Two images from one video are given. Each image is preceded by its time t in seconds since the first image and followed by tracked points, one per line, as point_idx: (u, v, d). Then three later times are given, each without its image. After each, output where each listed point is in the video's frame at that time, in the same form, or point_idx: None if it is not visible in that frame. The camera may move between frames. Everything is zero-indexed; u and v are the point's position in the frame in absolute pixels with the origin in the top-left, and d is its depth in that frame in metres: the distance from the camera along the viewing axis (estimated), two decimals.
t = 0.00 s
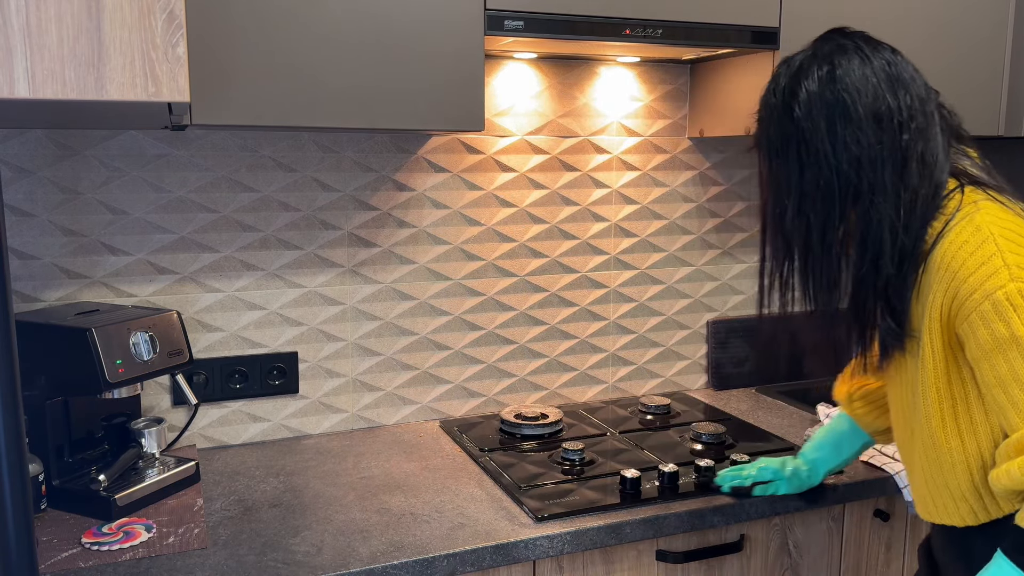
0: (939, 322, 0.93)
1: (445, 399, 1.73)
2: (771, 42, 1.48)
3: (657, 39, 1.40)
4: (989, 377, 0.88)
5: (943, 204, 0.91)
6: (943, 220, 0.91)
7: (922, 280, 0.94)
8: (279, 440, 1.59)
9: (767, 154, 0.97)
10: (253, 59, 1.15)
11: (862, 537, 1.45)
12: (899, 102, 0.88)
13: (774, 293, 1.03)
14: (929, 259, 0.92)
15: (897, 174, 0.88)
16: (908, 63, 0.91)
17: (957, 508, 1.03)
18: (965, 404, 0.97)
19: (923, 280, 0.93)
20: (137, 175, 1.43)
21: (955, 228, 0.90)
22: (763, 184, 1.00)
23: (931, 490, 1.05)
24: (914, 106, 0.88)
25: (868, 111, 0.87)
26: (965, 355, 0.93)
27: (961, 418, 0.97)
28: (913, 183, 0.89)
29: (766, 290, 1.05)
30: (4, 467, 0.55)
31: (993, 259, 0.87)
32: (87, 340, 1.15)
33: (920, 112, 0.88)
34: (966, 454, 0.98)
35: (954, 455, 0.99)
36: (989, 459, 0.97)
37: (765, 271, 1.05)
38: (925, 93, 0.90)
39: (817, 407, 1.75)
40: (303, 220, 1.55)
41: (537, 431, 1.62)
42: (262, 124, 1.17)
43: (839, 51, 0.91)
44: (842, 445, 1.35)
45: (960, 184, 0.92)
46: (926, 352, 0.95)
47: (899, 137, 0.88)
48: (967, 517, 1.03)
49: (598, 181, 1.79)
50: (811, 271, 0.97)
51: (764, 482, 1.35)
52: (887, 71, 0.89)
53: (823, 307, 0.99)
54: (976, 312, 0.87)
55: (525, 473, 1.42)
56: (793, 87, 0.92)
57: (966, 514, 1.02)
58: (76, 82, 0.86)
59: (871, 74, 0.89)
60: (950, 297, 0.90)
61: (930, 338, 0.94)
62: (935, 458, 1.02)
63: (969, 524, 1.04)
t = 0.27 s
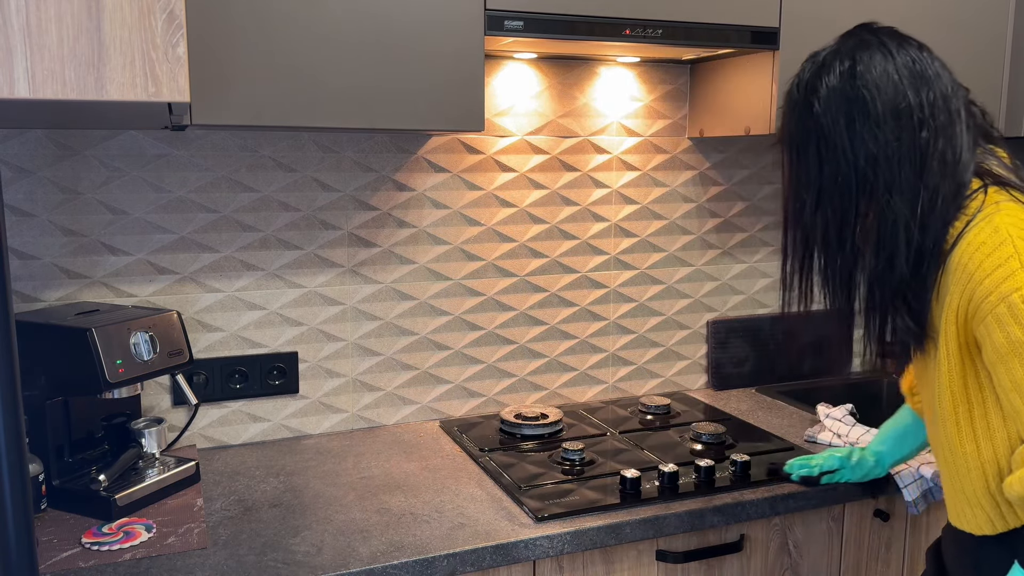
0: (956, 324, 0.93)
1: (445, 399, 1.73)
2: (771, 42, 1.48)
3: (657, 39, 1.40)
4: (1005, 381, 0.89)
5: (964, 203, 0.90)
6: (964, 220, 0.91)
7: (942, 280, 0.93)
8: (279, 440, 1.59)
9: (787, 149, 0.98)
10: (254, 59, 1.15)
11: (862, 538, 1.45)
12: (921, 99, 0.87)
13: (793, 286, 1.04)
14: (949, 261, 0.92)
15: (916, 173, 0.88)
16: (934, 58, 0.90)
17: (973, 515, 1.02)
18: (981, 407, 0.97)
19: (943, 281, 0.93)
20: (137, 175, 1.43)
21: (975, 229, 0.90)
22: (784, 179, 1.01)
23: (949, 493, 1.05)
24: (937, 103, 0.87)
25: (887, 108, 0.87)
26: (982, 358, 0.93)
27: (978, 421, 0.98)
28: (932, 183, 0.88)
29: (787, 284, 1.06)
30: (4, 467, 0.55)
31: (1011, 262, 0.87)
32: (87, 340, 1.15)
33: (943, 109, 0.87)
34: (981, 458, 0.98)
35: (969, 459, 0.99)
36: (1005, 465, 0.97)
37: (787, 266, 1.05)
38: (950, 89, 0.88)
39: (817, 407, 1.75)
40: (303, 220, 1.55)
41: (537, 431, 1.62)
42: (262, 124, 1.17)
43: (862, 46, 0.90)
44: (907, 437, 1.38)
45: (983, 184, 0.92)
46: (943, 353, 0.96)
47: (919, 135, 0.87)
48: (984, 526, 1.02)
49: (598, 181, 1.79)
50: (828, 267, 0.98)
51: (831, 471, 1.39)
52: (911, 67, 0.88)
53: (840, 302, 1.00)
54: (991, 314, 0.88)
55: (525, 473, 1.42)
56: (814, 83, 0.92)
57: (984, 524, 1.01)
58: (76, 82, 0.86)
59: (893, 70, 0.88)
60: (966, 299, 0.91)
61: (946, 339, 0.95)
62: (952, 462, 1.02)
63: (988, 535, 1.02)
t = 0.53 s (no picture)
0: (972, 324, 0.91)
1: (445, 399, 1.73)
2: (771, 42, 1.48)
3: (657, 39, 1.40)
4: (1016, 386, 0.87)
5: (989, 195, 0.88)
6: (990, 217, 0.88)
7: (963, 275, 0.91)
8: (279, 440, 1.59)
9: (813, 130, 0.98)
10: (254, 58, 1.15)
11: (862, 538, 1.45)
12: (951, 84, 0.86)
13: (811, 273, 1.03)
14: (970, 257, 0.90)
15: (939, 159, 0.87)
16: (969, 44, 0.89)
17: (977, 515, 1.02)
18: (994, 411, 0.95)
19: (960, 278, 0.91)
20: (137, 175, 1.43)
21: (998, 227, 0.88)
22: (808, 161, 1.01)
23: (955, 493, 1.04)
24: (968, 88, 0.86)
25: (914, 90, 0.86)
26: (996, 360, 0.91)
27: (990, 424, 0.96)
28: (955, 171, 0.87)
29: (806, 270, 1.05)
30: (4, 467, 0.55)
31: None
32: (87, 340, 1.15)
33: (973, 95, 0.86)
34: (989, 461, 0.97)
35: (976, 460, 0.98)
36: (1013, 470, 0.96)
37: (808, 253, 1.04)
38: (983, 76, 0.87)
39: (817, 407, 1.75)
40: (303, 220, 1.55)
41: (537, 431, 1.62)
42: (262, 123, 1.16)
43: (895, 28, 0.90)
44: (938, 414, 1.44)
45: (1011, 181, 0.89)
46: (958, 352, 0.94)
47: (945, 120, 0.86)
48: (987, 526, 1.02)
49: (598, 181, 1.79)
50: (846, 252, 0.97)
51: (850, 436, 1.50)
52: (944, 50, 0.87)
53: (857, 289, 0.99)
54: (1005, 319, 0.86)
55: (525, 473, 1.42)
56: (842, 63, 0.92)
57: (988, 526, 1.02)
58: (76, 82, 0.86)
59: (924, 53, 0.87)
60: (984, 300, 0.89)
61: (961, 339, 0.93)
62: (960, 461, 1.01)
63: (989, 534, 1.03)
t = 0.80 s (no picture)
0: (975, 318, 0.89)
1: (444, 399, 1.73)
2: (771, 42, 1.48)
3: (657, 39, 1.40)
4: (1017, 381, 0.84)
5: (1002, 190, 0.88)
6: (999, 210, 0.87)
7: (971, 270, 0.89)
8: (279, 440, 1.59)
9: (832, 119, 0.98)
10: (254, 58, 1.15)
11: (862, 538, 1.45)
12: (967, 76, 0.86)
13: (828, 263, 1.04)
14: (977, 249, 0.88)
15: (951, 151, 0.87)
16: (989, 39, 0.88)
17: (973, 519, 0.99)
18: (996, 409, 0.93)
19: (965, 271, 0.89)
20: (137, 175, 1.43)
21: (1006, 221, 0.86)
22: (827, 151, 1.01)
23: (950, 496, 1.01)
24: (984, 82, 0.86)
25: (929, 81, 0.86)
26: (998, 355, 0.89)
27: (992, 423, 0.94)
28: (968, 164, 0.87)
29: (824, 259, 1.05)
30: (5, 467, 0.55)
31: None
32: (87, 340, 1.15)
33: (989, 89, 0.86)
34: (989, 459, 0.94)
35: (976, 459, 0.95)
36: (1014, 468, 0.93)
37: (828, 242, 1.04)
38: (1001, 71, 0.87)
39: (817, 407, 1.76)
40: (303, 220, 1.55)
41: (537, 431, 1.62)
42: (262, 123, 1.16)
43: (914, 19, 0.90)
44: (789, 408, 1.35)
45: None
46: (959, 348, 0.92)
47: (959, 111, 0.86)
48: (983, 530, 0.99)
49: (598, 181, 1.79)
50: (861, 242, 0.98)
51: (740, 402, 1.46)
52: (961, 43, 0.87)
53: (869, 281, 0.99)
54: (1008, 311, 0.84)
55: (525, 473, 1.42)
56: (861, 52, 0.92)
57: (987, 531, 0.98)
58: (76, 82, 0.86)
59: (941, 45, 0.87)
60: (988, 292, 0.86)
61: (964, 334, 0.91)
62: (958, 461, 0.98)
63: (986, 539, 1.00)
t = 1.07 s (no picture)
0: (971, 318, 0.88)
1: (445, 399, 1.73)
2: (771, 42, 1.48)
3: (657, 39, 1.40)
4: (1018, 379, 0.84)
5: (988, 191, 0.86)
6: (987, 210, 0.87)
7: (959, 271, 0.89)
8: (279, 440, 1.59)
9: (818, 122, 0.99)
10: (254, 58, 1.15)
11: (862, 538, 1.45)
12: (948, 77, 0.85)
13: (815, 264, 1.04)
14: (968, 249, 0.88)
15: (932, 152, 0.86)
16: (974, 41, 0.88)
17: (973, 520, 0.97)
18: (993, 409, 0.92)
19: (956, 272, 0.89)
20: (137, 175, 1.43)
21: (996, 220, 0.86)
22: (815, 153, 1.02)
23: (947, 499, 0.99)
24: (966, 83, 0.85)
25: (910, 82, 0.87)
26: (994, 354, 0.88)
27: (989, 423, 0.92)
28: (950, 165, 0.86)
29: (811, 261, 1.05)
30: (4, 467, 0.55)
31: None
32: (87, 340, 1.15)
33: (971, 90, 0.85)
34: (989, 460, 0.93)
35: (975, 461, 0.94)
36: (1014, 468, 0.92)
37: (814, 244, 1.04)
38: (984, 73, 0.86)
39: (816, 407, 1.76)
40: (303, 220, 1.55)
41: (537, 431, 1.62)
42: (261, 123, 1.16)
43: (899, 22, 0.90)
44: (807, 424, 1.36)
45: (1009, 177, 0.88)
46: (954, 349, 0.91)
47: (939, 112, 0.85)
48: (984, 531, 0.97)
49: (598, 181, 1.79)
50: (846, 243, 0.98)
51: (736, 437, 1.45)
52: (944, 45, 0.87)
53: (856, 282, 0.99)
54: (1006, 309, 0.83)
55: (525, 473, 1.42)
56: (846, 55, 0.93)
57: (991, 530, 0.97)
58: (76, 82, 0.86)
59: (923, 47, 0.87)
60: (981, 294, 0.86)
61: (960, 335, 0.90)
62: (956, 464, 0.96)
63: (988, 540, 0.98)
